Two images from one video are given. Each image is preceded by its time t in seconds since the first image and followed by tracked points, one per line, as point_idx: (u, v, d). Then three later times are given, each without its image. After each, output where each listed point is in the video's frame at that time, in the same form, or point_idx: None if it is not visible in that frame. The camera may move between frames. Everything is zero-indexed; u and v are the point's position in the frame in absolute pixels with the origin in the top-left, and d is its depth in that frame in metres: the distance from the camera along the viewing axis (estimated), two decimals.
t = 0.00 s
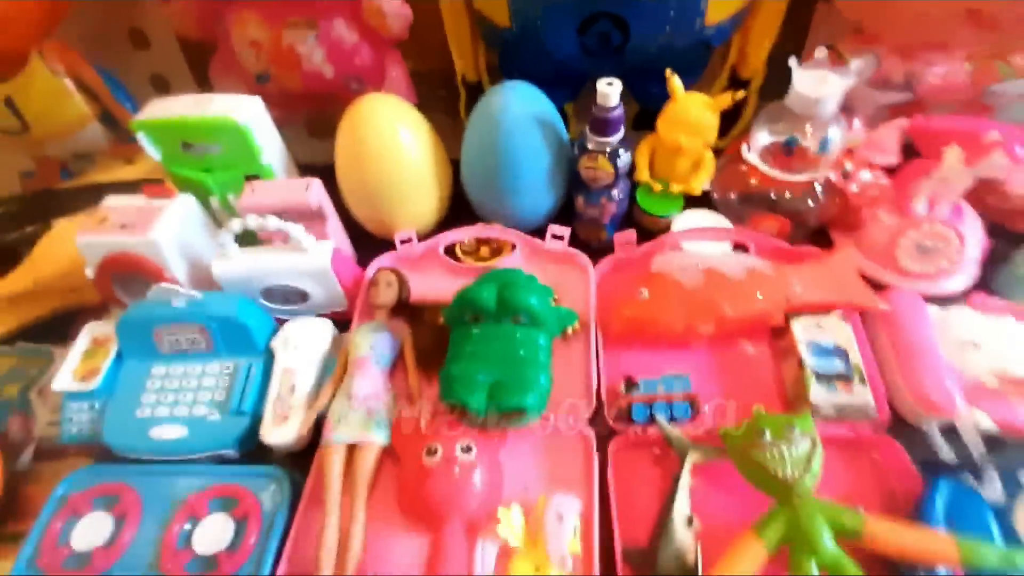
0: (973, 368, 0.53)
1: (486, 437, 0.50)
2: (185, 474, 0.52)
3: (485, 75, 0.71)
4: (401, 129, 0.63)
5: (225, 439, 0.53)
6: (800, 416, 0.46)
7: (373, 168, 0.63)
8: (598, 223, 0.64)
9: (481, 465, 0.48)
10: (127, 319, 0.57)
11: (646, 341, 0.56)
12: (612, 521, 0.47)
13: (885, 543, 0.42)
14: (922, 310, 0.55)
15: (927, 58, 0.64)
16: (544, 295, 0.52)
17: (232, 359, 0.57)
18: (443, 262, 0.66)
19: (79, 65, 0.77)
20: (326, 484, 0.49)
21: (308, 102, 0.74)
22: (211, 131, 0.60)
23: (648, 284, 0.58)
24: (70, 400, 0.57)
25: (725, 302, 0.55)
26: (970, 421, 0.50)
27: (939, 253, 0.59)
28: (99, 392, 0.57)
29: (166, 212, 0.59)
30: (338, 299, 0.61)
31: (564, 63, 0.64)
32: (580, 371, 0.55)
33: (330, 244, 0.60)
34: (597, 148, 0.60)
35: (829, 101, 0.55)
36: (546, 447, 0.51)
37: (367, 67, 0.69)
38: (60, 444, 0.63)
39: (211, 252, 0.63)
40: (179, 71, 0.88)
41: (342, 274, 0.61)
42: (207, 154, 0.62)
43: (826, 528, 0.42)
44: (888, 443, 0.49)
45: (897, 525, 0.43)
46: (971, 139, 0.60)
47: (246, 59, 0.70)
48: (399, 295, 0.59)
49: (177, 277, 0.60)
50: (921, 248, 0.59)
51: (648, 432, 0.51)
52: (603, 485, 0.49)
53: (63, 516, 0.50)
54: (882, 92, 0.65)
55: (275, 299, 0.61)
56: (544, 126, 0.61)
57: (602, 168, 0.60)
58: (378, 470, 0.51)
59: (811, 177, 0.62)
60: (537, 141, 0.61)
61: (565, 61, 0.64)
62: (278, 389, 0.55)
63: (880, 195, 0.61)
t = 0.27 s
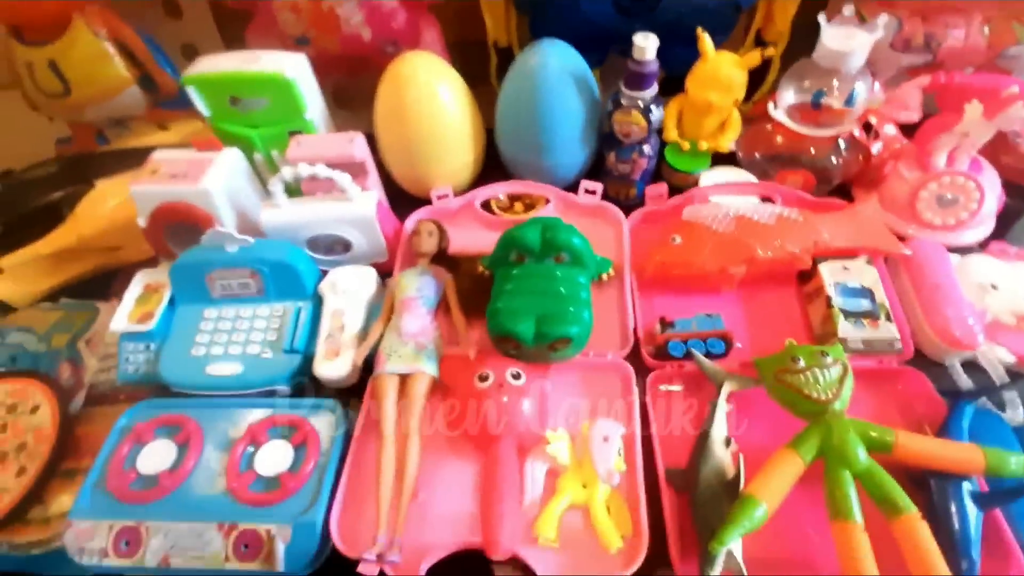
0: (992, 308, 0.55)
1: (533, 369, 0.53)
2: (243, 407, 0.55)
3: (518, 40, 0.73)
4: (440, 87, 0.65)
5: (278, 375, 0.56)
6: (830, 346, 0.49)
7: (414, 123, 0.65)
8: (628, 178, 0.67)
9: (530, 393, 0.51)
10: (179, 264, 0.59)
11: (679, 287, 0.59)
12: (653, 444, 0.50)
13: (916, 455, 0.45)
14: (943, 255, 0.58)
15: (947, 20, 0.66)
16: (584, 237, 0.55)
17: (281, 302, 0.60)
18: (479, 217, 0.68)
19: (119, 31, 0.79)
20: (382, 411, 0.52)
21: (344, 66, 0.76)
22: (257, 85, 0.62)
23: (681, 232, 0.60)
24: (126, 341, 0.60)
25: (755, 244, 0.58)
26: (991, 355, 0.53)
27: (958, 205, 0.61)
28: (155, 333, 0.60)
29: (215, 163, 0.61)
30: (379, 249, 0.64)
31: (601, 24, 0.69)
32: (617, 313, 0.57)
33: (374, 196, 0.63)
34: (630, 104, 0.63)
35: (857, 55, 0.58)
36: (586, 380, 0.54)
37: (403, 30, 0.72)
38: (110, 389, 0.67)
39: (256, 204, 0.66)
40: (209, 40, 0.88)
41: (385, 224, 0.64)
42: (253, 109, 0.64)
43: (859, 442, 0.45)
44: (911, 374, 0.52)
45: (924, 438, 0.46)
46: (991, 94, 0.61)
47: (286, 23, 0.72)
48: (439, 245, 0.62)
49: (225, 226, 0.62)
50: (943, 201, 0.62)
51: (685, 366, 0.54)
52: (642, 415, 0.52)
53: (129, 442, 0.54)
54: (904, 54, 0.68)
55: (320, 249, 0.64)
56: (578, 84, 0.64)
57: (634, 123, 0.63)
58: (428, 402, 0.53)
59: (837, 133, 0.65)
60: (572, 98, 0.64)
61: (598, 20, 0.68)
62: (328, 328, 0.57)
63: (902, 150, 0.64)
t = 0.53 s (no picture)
0: None
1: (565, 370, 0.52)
2: (267, 406, 0.54)
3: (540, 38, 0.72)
4: (465, 85, 0.64)
5: (303, 375, 0.55)
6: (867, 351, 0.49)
7: (439, 122, 0.65)
8: (653, 179, 0.66)
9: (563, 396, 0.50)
10: (202, 261, 0.59)
11: (707, 289, 0.58)
12: (686, 446, 0.50)
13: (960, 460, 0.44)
14: (976, 259, 0.57)
15: (976, 22, 0.66)
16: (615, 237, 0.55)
17: (305, 301, 0.59)
18: (502, 217, 0.67)
19: (137, 26, 0.78)
20: (411, 412, 0.51)
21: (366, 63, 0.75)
22: (282, 83, 0.61)
23: (710, 233, 0.60)
24: (147, 339, 0.59)
25: (787, 247, 0.57)
26: None
27: (990, 208, 0.61)
28: (177, 332, 0.59)
29: (238, 160, 0.61)
30: (402, 248, 0.63)
31: (628, 22, 0.67)
32: (646, 315, 0.57)
33: (399, 195, 0.62)
34: (659, 104, 0.63)
35: (892, 54, 0.58)
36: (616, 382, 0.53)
37: (426, 28, 0.71)
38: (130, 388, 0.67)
39: (278, 202, 0.65)
40: (225, 36, 0.87)
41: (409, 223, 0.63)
42: (276, 107, 0.63)
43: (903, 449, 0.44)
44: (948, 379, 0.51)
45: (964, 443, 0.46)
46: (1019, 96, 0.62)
47: (307, 19, 0.71)
48: (464, 244, 0.61)
49: (247, 224, 0.61)
50: (975, 203, 0.61)
51: (716, 368, 0.53)
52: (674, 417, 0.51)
53: (153, 442, 0.53)
54: (932, 56, 0.67)
55: (343, 248, 0.63)
56: (606, 83, 0.63)
57: (663, 123, 0.63)
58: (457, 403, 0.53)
59: (866, 135, 0.64)
60: (600, 97, 0.63)
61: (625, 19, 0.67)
62: (354, 327, 0.56)
63: (932, 151, 0.63)
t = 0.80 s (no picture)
0: None
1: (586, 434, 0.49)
2: (275, 464, 0.52)
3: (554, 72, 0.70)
4: (479, 124, 0.62)
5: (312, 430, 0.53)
6: (905, 417, 0.49)
7: (451, 162, 0.62)
8: (672, 221, 0.64)
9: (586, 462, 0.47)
10: (206, 308, 0.56)
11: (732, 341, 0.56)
12: (713, 513, 0.48)
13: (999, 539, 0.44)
14: (1010, 313, 0.55)
15: (1008, 62, 0.64)
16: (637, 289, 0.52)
17: (314, 349, 0.57)
18: (517, 259, 0.65)
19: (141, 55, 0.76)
20: (428, 476, 0.49)
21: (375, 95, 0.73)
22: (291, 123, 0.59)
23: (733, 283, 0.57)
24: (151, 388, 0.57)
25: (815, 299, 0.55)
26: None
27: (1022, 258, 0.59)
28: (179, 381, 0.57)
29: (246, 202, 0.59)
30: (413, 293, 0.61)
31: (647, 59, 0.64)
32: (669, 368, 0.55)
33: (411, 238, 0.60)
34: (680, 147, 0.60)
35: (921, 103, 0.55)
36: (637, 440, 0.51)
37: (438, 61, 0.69)
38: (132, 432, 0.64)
39: (286, 242, 0.63)
40: (230, 62, 0.85)
41: (420, 266, 0.60)
42: (285, 146, 0.61)
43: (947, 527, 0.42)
44: (984, 442, 0.49)
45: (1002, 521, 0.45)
46: None
47: (315, 52, 0.69)
48: (478, 289, 0.58)
49: (253, 267, 0.59)
50: (1007, 252, 0.59)
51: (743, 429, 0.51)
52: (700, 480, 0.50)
53: (155, 502, 0.51)
54: (961, 96, 0.65)
55: (353, 292, 0.61)
56: (624, 123, 0.61)
57: (684, 166, 0.60)
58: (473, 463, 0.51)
59: (896, 180, 0.61)
60: (618, 137, 0.61)
61: (642, 57, 0.64)
62: (365, 379, 0.54)
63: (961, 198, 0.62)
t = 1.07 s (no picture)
0: None
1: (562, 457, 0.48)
2: (246, 485, 0.50)
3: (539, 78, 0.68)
4: (460, 131, 0.61)
5: (285, 449, 0.51)
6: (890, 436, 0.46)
7: (432, 170, 0.61)
8: (658, 231, 0.63)
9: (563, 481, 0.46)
10: (177, 323, 0.55)
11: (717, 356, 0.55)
12: (696, 536, 0.46)
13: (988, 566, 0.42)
14: (1001, 327, 0.54)
15: (998, 69, 0.63)
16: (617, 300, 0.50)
17: (289, 365, 0.56)
18: (498, 270, 0.64)
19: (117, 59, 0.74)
20: (400, 498, 0.47)
21: (357, 100, 0.72)
22: (266, 130, 0.57)
23: (720, 296, 0.55)
24: (119, 405, 0.55)
25: (802, 313, 0.54)
26: None
27: (1012, 270, 0.58)
28: (149, 397, 0.55)
29: (220, 212, 0.57)
30: (393, 305, 0.60)
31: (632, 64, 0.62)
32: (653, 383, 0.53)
33: (390, 249, 0.58)
34: (665, 155, 0.59)
35: (910, 112, 0.54)
36: (619, 459, 0.50)
37: (420, 67, 0.67)
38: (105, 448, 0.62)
39: (261, 252, 0.61)
40: (212, 66, 0.84)
41: (399, 278, 0.59)
42: (260, 153, 0.59)
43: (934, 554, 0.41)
44: (974, 464, 0.48)
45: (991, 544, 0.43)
46: None
47: (294, 57, 0.67)
48: (458, 301, 0.57)
49: (227, 278, 0.57)
50: (997, 263, 0.58)
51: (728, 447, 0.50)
52: (683, 500, 0.48)
53: (122, 525, 0.49)
54: (950, 104, 0.65)
55: (330, 304, 0.59)
56: (608, 131, 0.60)
57: (669, 174, 0.59)
58: (450, 482, 0.50)
59: (884, 190, 0.60)
60: (602, 145, 0.60)
61: (626, 64, 0.63)
62: (340, 396, 0.53)
63: (953, 209, 0.60)
